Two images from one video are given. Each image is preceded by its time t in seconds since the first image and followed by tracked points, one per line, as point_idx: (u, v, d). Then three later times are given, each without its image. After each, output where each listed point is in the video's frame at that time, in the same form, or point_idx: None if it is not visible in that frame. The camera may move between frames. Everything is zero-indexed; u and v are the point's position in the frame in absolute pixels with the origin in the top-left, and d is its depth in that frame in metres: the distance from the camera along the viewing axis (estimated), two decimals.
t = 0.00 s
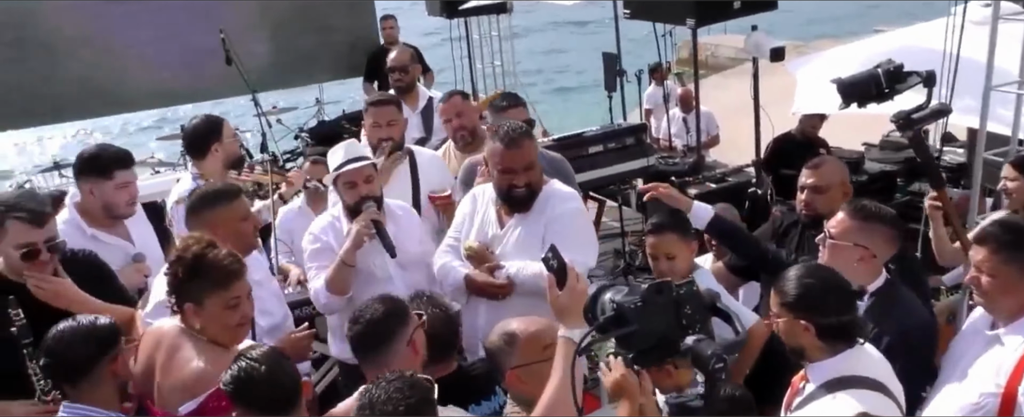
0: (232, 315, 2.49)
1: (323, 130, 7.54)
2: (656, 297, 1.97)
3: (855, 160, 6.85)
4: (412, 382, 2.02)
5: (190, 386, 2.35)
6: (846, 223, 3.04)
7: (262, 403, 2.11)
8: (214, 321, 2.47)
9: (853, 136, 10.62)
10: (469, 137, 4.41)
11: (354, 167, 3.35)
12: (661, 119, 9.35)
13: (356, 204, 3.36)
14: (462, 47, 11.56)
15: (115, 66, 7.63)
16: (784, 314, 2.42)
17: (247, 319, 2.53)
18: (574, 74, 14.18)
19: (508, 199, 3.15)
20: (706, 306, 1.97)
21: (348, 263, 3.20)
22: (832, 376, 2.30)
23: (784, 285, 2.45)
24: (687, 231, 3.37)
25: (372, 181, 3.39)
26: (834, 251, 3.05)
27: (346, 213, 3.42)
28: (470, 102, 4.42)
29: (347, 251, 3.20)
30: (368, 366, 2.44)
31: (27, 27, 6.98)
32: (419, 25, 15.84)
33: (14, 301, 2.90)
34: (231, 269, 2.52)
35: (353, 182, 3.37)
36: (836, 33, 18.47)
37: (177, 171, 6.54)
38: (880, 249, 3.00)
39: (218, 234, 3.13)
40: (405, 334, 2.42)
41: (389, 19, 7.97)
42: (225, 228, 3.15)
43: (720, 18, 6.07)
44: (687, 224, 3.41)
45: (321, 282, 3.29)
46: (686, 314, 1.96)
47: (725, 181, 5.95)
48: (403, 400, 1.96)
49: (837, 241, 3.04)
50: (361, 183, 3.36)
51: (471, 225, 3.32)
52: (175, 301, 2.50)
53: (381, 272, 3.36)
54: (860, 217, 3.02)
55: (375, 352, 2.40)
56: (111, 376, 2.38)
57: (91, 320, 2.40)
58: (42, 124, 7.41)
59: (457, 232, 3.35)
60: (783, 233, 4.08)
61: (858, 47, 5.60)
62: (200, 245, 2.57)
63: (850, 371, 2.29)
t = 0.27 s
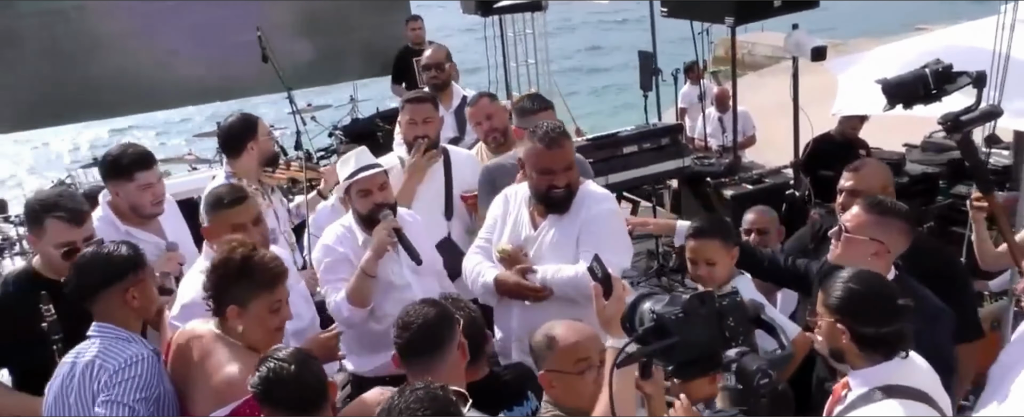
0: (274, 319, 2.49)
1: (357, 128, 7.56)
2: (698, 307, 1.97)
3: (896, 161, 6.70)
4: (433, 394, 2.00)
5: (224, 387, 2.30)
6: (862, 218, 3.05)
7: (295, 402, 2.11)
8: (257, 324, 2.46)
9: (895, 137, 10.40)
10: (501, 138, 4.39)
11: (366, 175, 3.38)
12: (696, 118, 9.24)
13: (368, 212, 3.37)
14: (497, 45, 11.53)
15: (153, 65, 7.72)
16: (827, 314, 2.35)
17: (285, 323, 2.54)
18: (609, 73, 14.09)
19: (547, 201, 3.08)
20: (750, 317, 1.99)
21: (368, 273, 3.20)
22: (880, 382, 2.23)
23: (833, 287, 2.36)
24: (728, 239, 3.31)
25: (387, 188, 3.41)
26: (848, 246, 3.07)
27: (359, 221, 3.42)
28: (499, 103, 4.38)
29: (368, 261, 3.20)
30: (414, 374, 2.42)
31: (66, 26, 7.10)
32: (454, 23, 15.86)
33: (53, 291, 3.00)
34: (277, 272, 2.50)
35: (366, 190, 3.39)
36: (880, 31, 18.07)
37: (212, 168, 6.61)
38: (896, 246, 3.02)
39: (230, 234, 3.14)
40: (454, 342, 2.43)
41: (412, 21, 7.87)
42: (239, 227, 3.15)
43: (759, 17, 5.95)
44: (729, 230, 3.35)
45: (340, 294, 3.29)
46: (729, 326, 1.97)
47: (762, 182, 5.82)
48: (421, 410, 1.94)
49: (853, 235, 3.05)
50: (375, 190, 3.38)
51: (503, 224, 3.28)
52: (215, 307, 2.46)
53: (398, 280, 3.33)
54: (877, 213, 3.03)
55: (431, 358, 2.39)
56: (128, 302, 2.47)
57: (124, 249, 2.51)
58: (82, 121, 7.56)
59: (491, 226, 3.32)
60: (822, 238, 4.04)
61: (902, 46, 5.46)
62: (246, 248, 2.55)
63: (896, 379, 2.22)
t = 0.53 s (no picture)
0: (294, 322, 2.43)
1: (388, 125, 7.56)
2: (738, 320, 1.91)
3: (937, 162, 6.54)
4: (474, 407, 1.99)
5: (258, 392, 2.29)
6: (886, 217, 2.99)
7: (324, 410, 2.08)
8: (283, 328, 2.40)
9: (936, 137, 10.18)
10: (532, 136, 4.34)
11: (375, 180, 3.37)
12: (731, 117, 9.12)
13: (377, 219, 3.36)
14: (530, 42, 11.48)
15: (188, 60, 7.78)
16: (876, 317, 2.27)
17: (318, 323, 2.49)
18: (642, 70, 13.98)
19: (589, 203, 3.02)
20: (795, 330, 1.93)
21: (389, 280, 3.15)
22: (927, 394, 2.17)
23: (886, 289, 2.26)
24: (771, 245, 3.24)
25: (395, 194, 3.39)
26: (872, 244, 3.00)
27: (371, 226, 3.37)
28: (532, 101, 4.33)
29: (388, 266, 3.16)
30: (442, 384, 2.40)
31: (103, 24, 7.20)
32: (487, 21, 15.85)
33: (85, 282, 2.98)
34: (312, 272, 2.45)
35: (373, 195, 3.38)
36: (921, 29, 17.71)
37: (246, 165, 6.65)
38: (919, 245, 2.97)
39: (239, 231, 3.10)
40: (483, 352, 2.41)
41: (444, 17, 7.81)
42: (247, 225, 3.10)
43: (798, 14, 5.82)
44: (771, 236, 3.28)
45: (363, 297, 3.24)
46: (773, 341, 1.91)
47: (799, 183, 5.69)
48: None
49: (877, 234, 2.99)
50: (382, 196, 3.36)
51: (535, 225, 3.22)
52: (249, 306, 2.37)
53: (420, 285, 3.29)
54: (901, 212, 2.98)
55: (461, 369, 2.37)
56: (136, 268, 2.40)
57: (142, 213, 2.43)
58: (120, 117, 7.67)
59: (518, 227, 3.28)
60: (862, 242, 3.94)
61: (946, 44, 5.31)
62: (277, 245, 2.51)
63: (945, 392, 2.17)
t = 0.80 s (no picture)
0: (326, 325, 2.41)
1: (421, 124, 7.57)
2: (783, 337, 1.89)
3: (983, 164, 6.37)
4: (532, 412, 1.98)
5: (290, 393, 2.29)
6: (920, 223, 2.93)
7: None
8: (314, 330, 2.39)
9: (980, 139, 9.94)
10: (563, 136, 4.31)
11: (398, 183, 3.28)
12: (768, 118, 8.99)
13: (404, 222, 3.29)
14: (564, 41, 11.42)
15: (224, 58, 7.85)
16: (927, 327, 2.19)
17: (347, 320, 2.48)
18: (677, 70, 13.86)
19: (626, 207, 2.97)
20: (844, 347, 1.90)
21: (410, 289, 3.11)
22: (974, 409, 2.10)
23: (935, 300, 2.20)
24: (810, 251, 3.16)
25: (417, 199, 3.30)
26: (905, 250, 2.94)
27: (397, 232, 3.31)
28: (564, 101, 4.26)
29: (407, 275, 3.10)
30: (457, 387, 2.36)
31: (142, 23, 7.28)
32: (522, 20, 15.84)
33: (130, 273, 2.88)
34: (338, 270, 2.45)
35: (396, 198, 3.31)
36: (965, 28, 17.33)
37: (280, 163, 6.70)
38: (953, 251, 2.90)
39: (274, 225, 3.09)
40: (499, 355, 2.36)
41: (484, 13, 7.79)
42: (280, 220, 3.09)
43: (839, 13, 5.69)
44: (813, 242, 3.21)
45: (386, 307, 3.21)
46: (820, 357, 1.89)
47: (838, 186, 5.48)
48: None
49: (909, 239, 2.93)
50: (403, 200, 3.29)
51: (567, 227, 3.17)
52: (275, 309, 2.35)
53: (445, 292, 3.26)
54: (936, 219, 2.91)
55: (473, 373, 2.32)
56: (149, 256, 2.43)
57: (155, 202, 2.46)
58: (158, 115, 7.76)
59: (546, 228, 3.23)
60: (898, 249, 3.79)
61: (994, 44, 5.16)
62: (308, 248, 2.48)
63: (994, 408, 2.10)
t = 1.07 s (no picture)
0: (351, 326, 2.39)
1: (443, 122, 7.55)
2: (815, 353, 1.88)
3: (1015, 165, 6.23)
4: None
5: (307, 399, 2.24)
6: (934, 227, 2.91)
7: None
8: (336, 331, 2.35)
9: (1012, 140, 9.75)
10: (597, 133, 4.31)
11: (433, 177, 3.29)
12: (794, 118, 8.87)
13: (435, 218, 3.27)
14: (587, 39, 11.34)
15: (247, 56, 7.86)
16: (961, 336, 2.13)
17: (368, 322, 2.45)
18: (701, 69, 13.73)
19: (648, 210, 2.91)
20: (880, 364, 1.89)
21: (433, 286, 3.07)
22: None
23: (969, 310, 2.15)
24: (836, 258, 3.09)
25: (452, 193, 3.30)
26: (918, 253, 2.91)
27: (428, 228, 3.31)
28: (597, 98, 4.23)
29: (431, 271, 3.06)
30: (467, 386, 2.31)
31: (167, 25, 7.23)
32: (544, 19, 15.78)
33: (155, 272, 2.87)
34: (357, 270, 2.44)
35: (431, 193, 3.29)
36: (996, 27, 17.05)
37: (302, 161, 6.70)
38: (967, 254, 2.88)
39: (304, 228, 3.05)
40: (511, 353, 2.32)
41: (511, 10, 7.74)
42: (312, 222, 3.05)
43: (868, 12, 5.55)
44: (840, 249, 3.14)
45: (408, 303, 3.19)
46: (855, 373, 1.88)
47: (866, 188, 5.36)
48: None
49: (923, 242, 2.90)
50: (439, 194, 3.28)
51: (588, 230, 3.12)
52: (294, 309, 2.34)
53: (468, 291, 3.27)
54: (949, 222, 2.90)
55: (483, 371, 2.27)
56: (162, 264, 2.45)
57: (164, 209, 2.47)
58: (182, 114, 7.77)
59: (565, 230, 3.20)
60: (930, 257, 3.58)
61: None
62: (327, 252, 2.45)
63: None
